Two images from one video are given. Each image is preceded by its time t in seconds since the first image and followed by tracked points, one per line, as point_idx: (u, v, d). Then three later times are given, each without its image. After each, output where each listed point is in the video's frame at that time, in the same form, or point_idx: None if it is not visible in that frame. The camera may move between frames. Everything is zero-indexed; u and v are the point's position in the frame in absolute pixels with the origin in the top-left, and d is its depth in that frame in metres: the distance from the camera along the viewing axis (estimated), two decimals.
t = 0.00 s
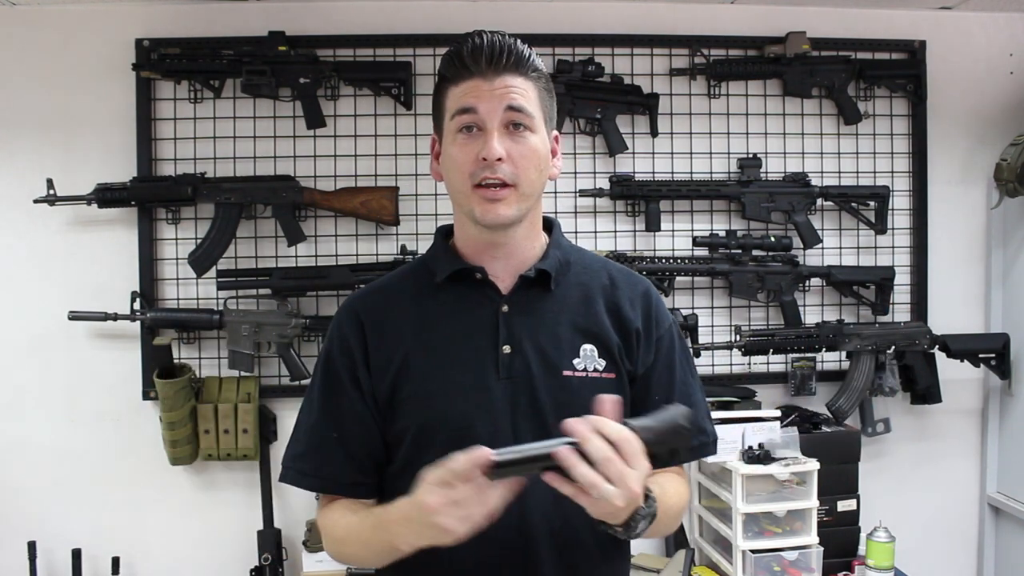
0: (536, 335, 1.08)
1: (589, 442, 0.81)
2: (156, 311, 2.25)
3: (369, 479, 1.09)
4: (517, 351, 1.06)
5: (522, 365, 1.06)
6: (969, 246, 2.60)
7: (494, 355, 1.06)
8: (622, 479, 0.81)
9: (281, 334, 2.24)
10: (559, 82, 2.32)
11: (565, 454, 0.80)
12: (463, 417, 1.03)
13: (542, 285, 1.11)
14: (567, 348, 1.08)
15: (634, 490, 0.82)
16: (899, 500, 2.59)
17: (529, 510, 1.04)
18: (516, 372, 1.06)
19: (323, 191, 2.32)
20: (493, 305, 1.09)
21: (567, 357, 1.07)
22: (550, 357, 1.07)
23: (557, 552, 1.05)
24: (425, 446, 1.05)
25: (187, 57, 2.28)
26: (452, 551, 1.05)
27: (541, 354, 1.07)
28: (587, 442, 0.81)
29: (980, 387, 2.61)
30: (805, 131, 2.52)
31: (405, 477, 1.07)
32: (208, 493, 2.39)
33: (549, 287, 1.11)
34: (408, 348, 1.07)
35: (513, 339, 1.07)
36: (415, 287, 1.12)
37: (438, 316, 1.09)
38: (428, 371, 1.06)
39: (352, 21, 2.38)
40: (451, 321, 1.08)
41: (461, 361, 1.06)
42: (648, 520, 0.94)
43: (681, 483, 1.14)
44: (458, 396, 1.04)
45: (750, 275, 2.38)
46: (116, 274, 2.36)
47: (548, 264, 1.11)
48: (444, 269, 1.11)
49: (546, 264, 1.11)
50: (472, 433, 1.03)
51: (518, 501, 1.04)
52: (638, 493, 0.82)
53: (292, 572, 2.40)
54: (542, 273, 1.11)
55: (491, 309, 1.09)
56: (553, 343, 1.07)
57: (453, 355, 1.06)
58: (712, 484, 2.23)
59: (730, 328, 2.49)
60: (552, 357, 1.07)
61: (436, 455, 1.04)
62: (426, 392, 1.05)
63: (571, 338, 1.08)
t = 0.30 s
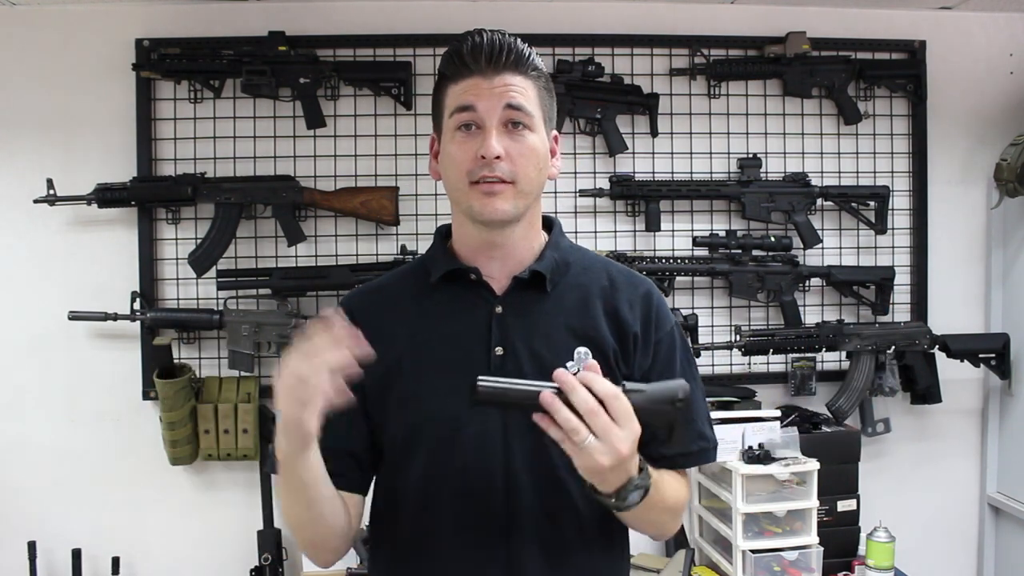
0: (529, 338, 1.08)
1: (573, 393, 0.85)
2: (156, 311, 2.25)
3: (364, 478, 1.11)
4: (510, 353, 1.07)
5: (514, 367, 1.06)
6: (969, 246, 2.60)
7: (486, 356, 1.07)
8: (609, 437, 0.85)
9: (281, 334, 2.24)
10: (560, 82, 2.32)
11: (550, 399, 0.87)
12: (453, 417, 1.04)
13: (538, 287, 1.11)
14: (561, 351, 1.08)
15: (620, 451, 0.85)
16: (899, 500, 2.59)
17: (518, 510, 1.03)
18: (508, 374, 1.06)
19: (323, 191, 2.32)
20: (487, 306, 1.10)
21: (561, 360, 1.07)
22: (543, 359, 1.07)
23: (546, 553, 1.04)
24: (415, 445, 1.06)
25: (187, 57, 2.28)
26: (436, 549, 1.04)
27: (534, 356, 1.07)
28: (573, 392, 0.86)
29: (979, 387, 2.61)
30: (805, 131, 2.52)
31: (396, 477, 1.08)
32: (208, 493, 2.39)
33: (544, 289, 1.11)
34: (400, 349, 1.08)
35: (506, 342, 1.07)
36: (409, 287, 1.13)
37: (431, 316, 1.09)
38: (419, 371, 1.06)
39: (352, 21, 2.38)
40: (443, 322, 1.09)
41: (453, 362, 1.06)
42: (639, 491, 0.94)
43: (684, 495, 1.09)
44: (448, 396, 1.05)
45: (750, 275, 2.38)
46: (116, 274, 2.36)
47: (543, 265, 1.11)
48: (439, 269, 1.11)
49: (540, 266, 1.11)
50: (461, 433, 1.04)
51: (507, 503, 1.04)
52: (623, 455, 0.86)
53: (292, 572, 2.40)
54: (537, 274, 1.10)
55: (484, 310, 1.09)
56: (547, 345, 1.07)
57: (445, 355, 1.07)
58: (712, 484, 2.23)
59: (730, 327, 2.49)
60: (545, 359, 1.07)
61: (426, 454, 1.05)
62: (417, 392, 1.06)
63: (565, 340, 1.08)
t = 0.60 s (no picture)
0: (533, 341, 1.08)
1: (512, 410, 0.86)
2: (156, 311, 2.25)
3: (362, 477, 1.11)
4: (515, 356, 1.07)
5: (519, 370, 1.07)
6: (969, 246, 2.60)
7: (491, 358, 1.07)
8: (556, 446, 0.88)
9: (281, 334, 2.24)
10: (559, 82, 2.32)
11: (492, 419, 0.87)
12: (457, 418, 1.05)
13: (542, 290, 1.11)
14: (566, 353, 1.08)
15: (570, 456, 0.89)
16: (899, 500, 2.59)
17: (519, 511, 1.05)
18: (513, 378, 1.07)
19: (323, 191, 2.32)
20: (492, 309, 1.10)
21: (565, 363, 1.08)
22: (548, 363, 1.07)
23: (546, 555, 1.04)
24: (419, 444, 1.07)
25: (187, 57, 2.28)
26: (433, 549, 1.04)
27: (538, 359, 1.07)
28: (513, 410, 0.87)
29: (979, 387, 2.61)
30: (805, 131, 2.52)
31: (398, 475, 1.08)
32: (208, 492, 2.39)
33: (548, 292, 1.11)
34: (407, 348, 1.08)
35: (511, 345, 1.08)
36: (414, 285, 1.13)
37: (436, 316, 1.10)
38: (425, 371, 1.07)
39: (352, 21, 2.38)
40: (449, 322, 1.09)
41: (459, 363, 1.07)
42: (604, 492, 0.96)
43: (676, 497, 1.10)
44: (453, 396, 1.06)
45: (750, 275, 2.38)
46: (116, 274, 2.36)
47: (549, 268, 1.11)
48: (445, 269, 1.10)
49: (546, 268, 1.11)
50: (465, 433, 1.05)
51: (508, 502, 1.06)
52: (573, 459, 0.89)
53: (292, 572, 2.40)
54: (543, 277, 1.11)
55: (489, 313, 1.10)
56: (551, 348, 1.08)
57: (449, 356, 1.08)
58: (712, 484, 2.23)
59: (730, 328, 2.49)
60: (549, 361, 1.07)
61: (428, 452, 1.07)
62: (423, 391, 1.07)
63: (569, 343, 1.09)
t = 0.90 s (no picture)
0: (532, 341, 1.08)
1: (510, 407, 0.88)
2: (156, 311, 2.25)
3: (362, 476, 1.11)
4: (514, 356, 1.07)
5: (518, 370, 1.06)
6: (969, 246, 2.60)
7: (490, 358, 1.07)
8: (553, 443, 0.89)
9: (281, 334, 2.23)
10: (559, 82, 2.32)
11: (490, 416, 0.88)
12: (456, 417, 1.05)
13: (540, 290, 1.11)
14: (564, 354, 1.08)
15: (567, 453, 0.89)
16: (899, 500, 2.59)
17: (519, 513, 1.05)
18: (512, 378, 1.06)
19: (323, 191, 2.32)
20: (490, 309, 1.10)
21: (564, 363, 1.08)
22: (547, 363, 1.07)
23: (546, 557, 1.04)
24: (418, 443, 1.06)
25: (187, 57, 2.28)
26: (429, 552, 1.04)
27: (537, 359, 1.07)
28: (511, 407, 0.88)
29: (979, 387, 2.61)
30: (805, 131, 2.52)
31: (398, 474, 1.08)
32: (208, 492, 2.39)
33: (546, 292, 1.11)
34: (404, 349, 1.09)
35: (510, 345, 1.07)
36: (412, 287, 1.13)
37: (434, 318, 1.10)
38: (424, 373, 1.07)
39: (352, 21, 2.38)
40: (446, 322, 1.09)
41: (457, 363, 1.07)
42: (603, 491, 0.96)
43: (674, 498, 1.10)
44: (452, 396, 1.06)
45: (750, 275, 2.38)
46: (116, 274, 2.36)
47: (548, 269, 1.11)
48: (443, 269, 1.10)
49: (543, 268, 1.11)
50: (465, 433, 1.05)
51: (508, 501, 1.06)
52: (570, 456, 0.89)
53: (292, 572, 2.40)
54: (542, 277, 1.11)
55: (488, 313, 1.10)
56: (549, 348, 1.08)
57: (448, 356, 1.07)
58: (712, 484, 2.23)
59: (730, 328, 2.49)
60: (548, 362, 1.07)
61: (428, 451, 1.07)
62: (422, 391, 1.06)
63: (568, 343, 1.09)
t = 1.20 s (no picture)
0: (529, 340, 1.08)
1: (504, 402, 0.87)
2: (156, 311, 2.25)
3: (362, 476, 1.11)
4: (510, 356, 1.07)
5: (515, 369, 1.06)
6: (969, 246, 2.60)
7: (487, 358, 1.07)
8: (548, 437, 0.89)
9: (281, 334, 2.24)
10: (559, 82, 2.32)
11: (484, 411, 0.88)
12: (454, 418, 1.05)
13: (536, 290, 1.11)
14: (561, 353, 1.08)
15: (561, 447, 0.89)
16: (899, 500, 2.59)
17: (519, 514, 1.05)
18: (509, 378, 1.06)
19: (323, 191, 2.32)
20: (486, 310, 1.10)
21: (561, 362, 1.08)
22: (545, 362, 1.07)
23: (546, 556, 1.04)
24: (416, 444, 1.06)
25: (187, 57, 2.28)
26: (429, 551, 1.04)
27: (533, 358, 1.07)
28: (505, 401, 0.88)
29: (979, 387, 2.61)
30: (805, 131, 2.52)
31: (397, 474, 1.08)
32: (208, 492, 2.39)
33: (542, 291, 1.11)
34: (401, 351, 1.09)
35: (507, 344, 1.07)
36: (408, 289, 1.12)
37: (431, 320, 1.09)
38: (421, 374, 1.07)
39: (352, 21, 2.38)
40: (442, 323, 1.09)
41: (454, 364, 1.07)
42: (599, 488, 0.96)
43: (675, 496, 1.10)
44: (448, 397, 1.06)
45: (750, 275, 2.38)
46: (116, 274, 2.36)
47: (543, 268, 1.11)
48: (438, 272, 1.10)
49: (539, 268, 1.11)
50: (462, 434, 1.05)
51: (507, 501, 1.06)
52: (564, 450, 0.90)
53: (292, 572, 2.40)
54: (537, 277, 1.10)
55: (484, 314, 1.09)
56: (546, 347, 1.08)
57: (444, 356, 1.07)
58: (712, 484, 2.23)
59: (730, 327, 2.49)
60: (546, 361, 1.07)
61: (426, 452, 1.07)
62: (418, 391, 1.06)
63: (565, 342, 1.09)
